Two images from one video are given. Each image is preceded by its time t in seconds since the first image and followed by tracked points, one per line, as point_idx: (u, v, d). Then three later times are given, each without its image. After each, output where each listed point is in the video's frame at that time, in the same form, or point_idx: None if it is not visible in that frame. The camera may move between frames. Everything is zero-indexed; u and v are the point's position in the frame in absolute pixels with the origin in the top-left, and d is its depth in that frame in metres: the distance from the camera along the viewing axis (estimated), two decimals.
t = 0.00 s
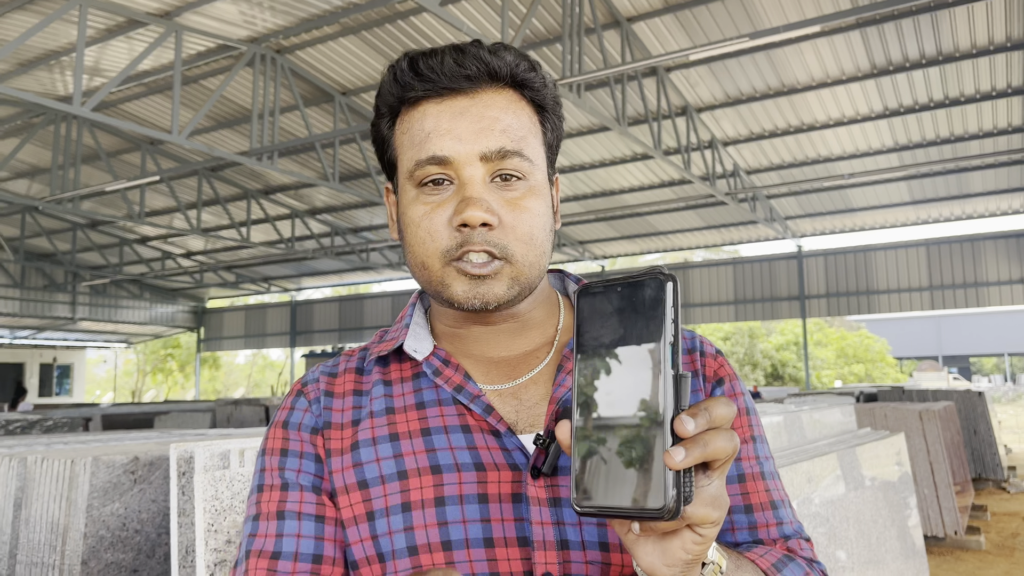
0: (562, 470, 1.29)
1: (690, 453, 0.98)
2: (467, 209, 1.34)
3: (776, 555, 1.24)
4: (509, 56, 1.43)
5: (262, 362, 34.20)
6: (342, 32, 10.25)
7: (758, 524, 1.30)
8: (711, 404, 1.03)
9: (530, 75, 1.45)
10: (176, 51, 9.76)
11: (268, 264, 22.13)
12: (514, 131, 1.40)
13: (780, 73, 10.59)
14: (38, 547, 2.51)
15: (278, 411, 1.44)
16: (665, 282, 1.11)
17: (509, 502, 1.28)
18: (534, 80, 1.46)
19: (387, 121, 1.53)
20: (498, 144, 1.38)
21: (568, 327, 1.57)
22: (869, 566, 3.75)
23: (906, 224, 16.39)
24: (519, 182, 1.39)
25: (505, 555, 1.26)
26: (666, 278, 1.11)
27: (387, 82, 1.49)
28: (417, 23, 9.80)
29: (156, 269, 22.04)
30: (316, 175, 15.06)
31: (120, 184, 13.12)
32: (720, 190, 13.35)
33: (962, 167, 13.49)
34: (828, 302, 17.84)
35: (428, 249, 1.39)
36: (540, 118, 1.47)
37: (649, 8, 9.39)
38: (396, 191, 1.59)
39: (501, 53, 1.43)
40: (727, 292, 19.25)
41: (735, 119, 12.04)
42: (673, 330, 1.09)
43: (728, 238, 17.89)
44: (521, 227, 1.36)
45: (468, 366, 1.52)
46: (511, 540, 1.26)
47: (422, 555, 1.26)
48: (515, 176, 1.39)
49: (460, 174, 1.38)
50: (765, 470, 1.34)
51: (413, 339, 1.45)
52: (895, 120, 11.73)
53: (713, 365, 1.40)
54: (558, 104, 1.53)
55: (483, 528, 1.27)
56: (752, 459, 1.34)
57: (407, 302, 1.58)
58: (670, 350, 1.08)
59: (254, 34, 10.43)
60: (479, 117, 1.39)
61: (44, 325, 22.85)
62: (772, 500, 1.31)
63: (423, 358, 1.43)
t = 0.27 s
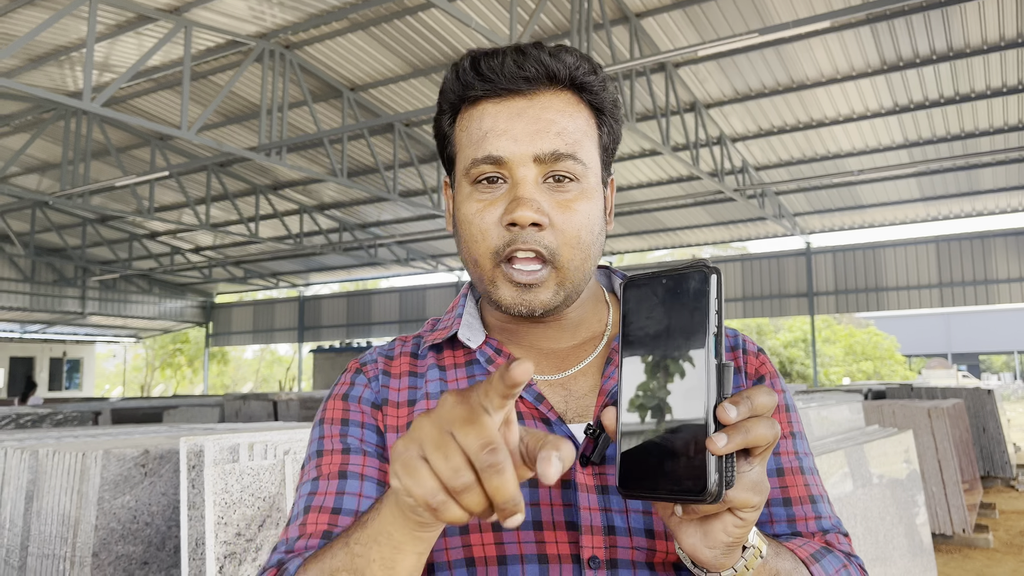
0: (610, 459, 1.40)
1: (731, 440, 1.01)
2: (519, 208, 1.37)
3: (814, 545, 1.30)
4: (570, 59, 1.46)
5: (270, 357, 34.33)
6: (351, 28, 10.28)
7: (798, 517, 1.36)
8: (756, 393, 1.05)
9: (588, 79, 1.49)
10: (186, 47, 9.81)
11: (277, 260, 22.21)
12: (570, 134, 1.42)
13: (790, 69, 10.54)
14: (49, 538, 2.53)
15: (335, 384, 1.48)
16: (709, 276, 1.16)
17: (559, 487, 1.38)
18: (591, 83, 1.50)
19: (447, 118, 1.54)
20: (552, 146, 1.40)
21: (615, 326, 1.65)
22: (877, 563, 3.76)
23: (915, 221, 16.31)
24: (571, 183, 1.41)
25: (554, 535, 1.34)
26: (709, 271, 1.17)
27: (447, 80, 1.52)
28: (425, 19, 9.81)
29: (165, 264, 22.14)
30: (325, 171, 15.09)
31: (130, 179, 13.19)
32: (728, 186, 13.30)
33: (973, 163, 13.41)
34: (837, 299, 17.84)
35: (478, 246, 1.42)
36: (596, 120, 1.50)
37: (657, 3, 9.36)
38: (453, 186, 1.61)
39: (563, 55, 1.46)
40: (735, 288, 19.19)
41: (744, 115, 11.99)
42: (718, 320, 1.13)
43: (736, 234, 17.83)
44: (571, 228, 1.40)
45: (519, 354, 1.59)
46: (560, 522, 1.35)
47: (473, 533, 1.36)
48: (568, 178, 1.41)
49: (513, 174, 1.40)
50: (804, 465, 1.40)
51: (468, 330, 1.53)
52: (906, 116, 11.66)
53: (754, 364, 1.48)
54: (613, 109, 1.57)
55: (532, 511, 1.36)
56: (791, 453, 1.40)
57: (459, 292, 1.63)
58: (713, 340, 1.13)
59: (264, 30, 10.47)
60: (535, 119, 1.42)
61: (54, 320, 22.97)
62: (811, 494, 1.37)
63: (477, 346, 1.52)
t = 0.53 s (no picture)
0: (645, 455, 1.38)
1: (754, 435, 0.99)
2: (554, 205, 1.35)
3: (847, 547, 1.27)
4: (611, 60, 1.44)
5: (276, 352, 34.42)
6: (357, 25, 10.27)
7: (832, 518, 1.34)
8: (779, 389, 1.03)
9: (628, 78, 1.45)
10: (193, 43, 9.82)
11: (283, 256, 22.25)
12: (608, 132, 1.40)
13: (797, 66, 10.51)
14: (58, 530, 2.55)
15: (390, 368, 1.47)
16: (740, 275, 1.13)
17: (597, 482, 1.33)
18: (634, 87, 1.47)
19: (495, 121, 1.54)
20: (589, 144, 1.38)
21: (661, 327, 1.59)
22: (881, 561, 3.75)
23: (922, 218, 16.27)
24: (608, 180, 1.39)
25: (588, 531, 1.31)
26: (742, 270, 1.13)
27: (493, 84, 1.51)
28: (431, 15, 9.81)
29: (171, 260, 22.20)
30: (331, 168, 15.11)
31: (136, 175, 13.22)
32: (734, 183, 13.26)
33: (981, 161, 13.36)
34: (843, 296, 17.79)
35: (518, 241, 1.42)
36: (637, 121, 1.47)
37: None
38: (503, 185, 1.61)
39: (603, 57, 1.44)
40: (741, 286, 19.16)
41: (750, 112, 11.96)
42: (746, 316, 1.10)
43: (743, 231, 17.80)
44: (608, 224, 1.37)
45: (562, 350, 1.55)
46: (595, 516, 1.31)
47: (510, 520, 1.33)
48: (605, 176, 1.39)
49: (552, 171, 1.39)
50: (842, 468, 1.36)
51: (515, 325, 1.50)
52: (914, 113, 11.61)
53: (794, 367, 1.45)
54: (656, 109, 1.53)
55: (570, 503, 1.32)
56: (828, 456, 1.36)
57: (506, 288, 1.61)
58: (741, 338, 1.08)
59: (270, 26, 10.47)
60: (573, 118, 1.40)
61: (61, 315, 23.05)
62: (847, 497, 1.34)
63: (523, 341, 1.48)
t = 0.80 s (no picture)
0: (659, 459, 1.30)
1: (730, 447, 0.95)
2: (525, 233, 1.27)
3: (863, 554, 1.19)
4: (588, 82, 1.29)
5: (280, 350, 34.48)
6: (360, 22, 10.26)
7: (850, 522, 1.25)
8: (761, 400, 0.97)
9: (613, 99, 1.29)
10: (196, 40, 9.82)
11: (286, 253, 22.26)
12: (585, 156, 1.27)
13: (800, 64, 10.51)
14: (61, 525, 2.56)
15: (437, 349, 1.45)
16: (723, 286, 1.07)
17: (614, 474, 1.28)
18: (624, 102, 1.30)
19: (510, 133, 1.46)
20: (560, 173, 1.26)
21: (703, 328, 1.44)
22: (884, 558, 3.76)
23: (926, 217, 16.25)
24: (584, 208, 1.27)
25: (602, 522, 1.26)
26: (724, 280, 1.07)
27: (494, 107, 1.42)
28: (434, 12, 9.79)
29: (175, 257, 22.24)
30: (334, 165, 15.13)
31: (140, 172, 13.23)
32: (737, 182, 13.25)
33: (985, 160, 13.34)
34: (846, 295, 17.77)
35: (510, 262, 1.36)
36: (626, 141, 1.30)
37: None
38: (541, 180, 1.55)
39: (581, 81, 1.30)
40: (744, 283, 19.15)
41: (753, 110, 11.94)
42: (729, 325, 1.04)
43: (746, 230, 17.80)
44: (581, 252, 1.27)
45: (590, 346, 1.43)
46: (610, 507, 1.27)
47: (534, 509, 1.29)
48: (581, 204, 1.27)
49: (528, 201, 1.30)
50: (866, 473, 1.27)
51: (543, 320, 1.43)
52: (918, 112, 11.58)
53: (823, 368, 1.34)
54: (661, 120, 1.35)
55: (588, 493, 1.27)
56: (851, 459, 1.27)
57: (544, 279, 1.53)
58: (722, 347, 1.03)
59: (273, 23, 10.47)
60: (547, 149, 1.28)
61: (65, 312, 23.10)
62: (870, 500, 1.25)
63: (551, 337, 1.41)
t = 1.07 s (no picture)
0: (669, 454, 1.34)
1: (726, 444, 0.96)
2: (555, 235, 1.32)
3: (877, 565, 1.17)
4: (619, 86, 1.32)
5: (280, 347, 34.51)
6: (362, 19, 10.26)
7: (871, 534, 1.22)
8: (761, 398, 0.97)
9: (644, 101, 1.31)
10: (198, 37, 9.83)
11: (287, 250, 22.28)
12: (617, 156, 1.31)
13: (802, 62, 10.49)
14: (63, 520, 2.58)
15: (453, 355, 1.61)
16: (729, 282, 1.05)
17: (613, 468, 1.32)
18: (658, 101, 1.33)
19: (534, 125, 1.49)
20: (592, 175, 1.30)
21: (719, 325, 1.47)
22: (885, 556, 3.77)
23: (928, 215, 16.22)
24: (615, 209, 1.31)
25: (602, 515, 1.30)
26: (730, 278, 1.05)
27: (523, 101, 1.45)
28: (436, 9, 9.78)
29: (177, 254, 22.26)
30: (335, 162, 15.13)
31: (142, 169, 13.24)
32: (739, 180, 13.24)
33: (987, 158, 13.31)
34: (847, 293, 17.74)
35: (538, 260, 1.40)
36: (656, 144, 1.33)
37: None
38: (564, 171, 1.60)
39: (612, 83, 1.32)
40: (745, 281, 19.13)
41: (755, 108, 11.93)
42: (730, 321, 1.03)
43: (747, 228, 17.78)
44: (611, 254, 1.31)
45: (602, 340, 1.48)
46: (608, 501, 1.30)
47: (533, 501, 1.35)
48: (611, 206, 1.31)
49: (558, 201, 1.34)
50: (889, 484, 1.23)
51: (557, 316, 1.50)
52: (920, 110, 11.57)
53: (848, 377, 1.33)
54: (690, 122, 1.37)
55: (586, 486, 1.32)
56: (874, 471, 1.24)
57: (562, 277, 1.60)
58: (723, 344, 1.03)
59: (275, 20, 10.47)
60: (579, 151, 1.31)
61: (67, 308, 23.13)
62: (892, 514, 1.22)
63: (563, 331, 1.48)
